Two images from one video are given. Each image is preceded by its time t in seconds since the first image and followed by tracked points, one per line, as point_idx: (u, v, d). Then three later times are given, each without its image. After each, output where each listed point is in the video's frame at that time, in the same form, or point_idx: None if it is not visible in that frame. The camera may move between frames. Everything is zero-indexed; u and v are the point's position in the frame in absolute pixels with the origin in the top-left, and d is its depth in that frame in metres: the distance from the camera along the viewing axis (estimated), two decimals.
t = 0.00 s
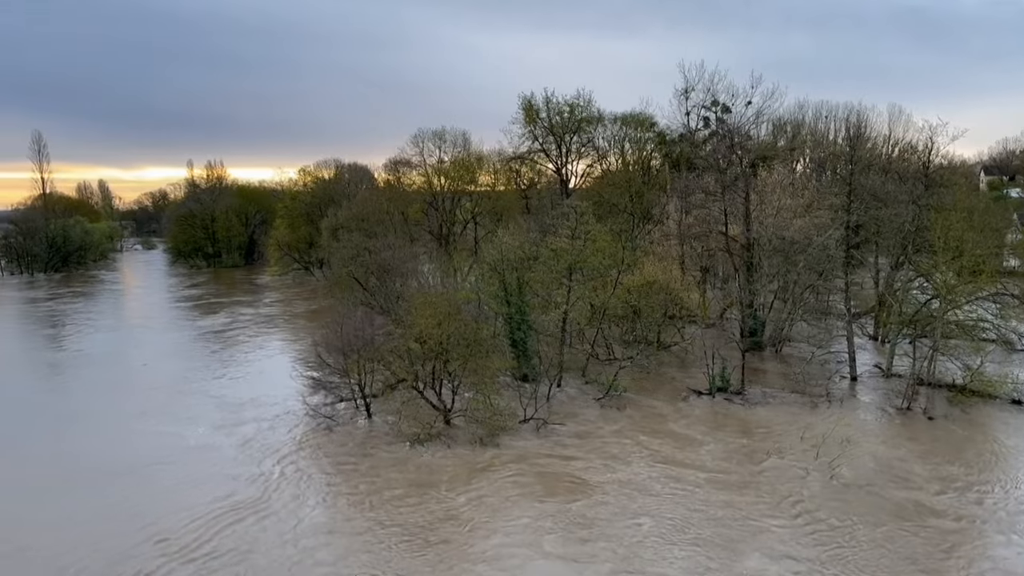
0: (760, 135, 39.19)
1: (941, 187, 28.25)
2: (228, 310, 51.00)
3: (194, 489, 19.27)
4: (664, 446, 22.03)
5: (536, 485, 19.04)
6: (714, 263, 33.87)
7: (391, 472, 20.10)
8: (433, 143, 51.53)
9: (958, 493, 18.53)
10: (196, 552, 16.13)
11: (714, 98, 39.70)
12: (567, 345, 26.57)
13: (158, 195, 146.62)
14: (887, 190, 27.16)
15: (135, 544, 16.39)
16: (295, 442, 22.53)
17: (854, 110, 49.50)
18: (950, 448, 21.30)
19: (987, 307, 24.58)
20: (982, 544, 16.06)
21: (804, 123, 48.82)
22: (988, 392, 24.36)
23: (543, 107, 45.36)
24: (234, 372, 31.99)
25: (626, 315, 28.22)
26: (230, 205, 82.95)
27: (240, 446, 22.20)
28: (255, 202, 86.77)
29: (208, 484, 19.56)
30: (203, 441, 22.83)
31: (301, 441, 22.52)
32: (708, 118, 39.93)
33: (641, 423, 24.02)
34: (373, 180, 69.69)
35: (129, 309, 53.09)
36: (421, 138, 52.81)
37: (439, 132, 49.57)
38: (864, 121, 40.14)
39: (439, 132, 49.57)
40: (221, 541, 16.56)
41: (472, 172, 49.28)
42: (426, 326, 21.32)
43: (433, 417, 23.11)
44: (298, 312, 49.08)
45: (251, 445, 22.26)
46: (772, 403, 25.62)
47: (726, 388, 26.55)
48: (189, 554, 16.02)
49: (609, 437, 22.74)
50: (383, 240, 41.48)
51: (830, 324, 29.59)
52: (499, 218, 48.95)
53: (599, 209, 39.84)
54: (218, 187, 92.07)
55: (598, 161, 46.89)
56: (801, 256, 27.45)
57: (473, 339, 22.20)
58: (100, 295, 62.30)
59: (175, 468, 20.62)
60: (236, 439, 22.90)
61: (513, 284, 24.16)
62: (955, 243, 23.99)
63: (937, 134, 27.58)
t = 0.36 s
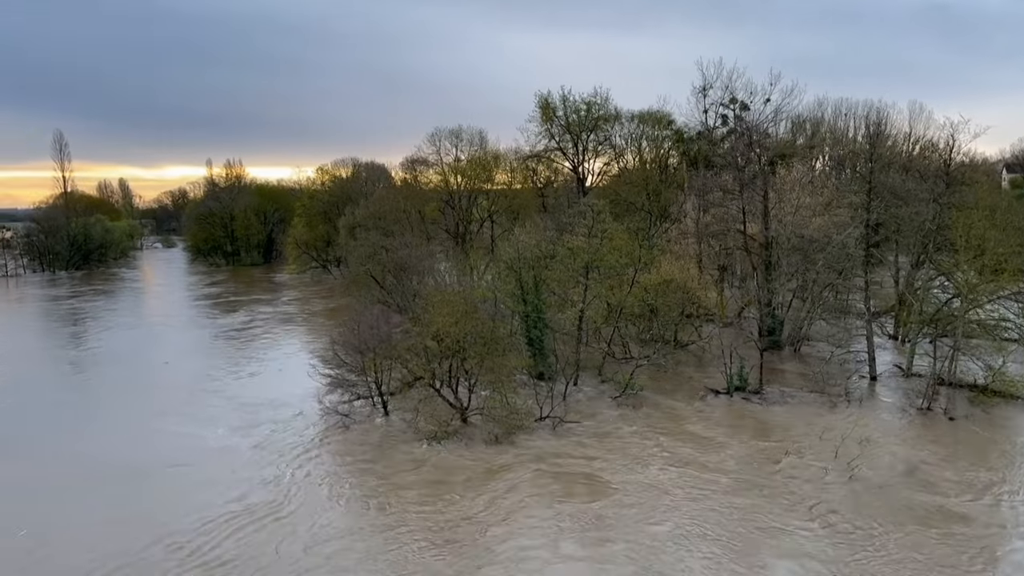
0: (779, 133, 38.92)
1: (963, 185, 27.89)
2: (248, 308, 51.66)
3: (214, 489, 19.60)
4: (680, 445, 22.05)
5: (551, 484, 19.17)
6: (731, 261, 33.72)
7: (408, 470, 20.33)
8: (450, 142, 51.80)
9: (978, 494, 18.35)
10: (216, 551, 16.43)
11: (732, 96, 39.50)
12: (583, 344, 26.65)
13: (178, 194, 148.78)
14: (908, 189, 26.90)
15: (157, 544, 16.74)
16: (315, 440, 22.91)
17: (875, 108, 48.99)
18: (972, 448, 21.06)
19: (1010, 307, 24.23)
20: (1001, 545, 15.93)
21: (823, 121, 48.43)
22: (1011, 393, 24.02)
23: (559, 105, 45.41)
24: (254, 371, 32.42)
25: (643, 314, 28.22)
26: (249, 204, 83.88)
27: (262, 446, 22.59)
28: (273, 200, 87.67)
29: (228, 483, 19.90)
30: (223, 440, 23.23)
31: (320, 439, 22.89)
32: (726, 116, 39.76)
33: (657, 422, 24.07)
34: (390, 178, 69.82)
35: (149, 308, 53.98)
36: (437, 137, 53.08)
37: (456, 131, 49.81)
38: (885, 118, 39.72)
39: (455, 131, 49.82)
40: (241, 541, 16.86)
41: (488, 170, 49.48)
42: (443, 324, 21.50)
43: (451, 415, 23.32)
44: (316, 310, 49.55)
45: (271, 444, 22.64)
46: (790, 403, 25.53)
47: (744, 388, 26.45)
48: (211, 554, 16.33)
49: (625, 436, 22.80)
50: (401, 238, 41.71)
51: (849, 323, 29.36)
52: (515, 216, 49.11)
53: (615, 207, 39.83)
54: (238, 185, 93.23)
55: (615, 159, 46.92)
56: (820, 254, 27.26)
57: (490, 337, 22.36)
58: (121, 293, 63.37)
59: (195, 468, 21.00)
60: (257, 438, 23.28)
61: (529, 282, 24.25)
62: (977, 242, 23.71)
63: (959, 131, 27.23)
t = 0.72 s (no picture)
0: (798, 130, 38.59)
1: (985, 183, 27.52)
2: (267, 306, 52.24)
3: (237, 487, 19.93)
4: (697, 445, 22.06)
5: (568, 484, 19.28)
6: (749, 259, 33.54)
7: (426, 469, 20.57)
8: (466, 140, 51.97)
9: (1000, 496, 18.18)
10: (242, 549, 16.73)
11: (750, 93, 39.24)
12: (599, 342, 26.68)
13: (196, 193, 150.57)
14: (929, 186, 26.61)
15: (184, 540, 17.07)
16: (334, 438, 23.23)
17: (897, 104, 48.45)
18: (994, 449, 20.83)
19: None
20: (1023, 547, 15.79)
21: (843, 118, 47.99)
22: None
23: (576, 103, 45.37)
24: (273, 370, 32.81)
25: (660, 313, 28.17)
26: (267, 202, 84.68)
27: (283, 444, 22.94)
28: (291, 199, 88.47)
29: (250, 481, 20.23)
30: (243, 439, 23.58)
31: (339, 437, 23.20)
32: (744, 113, 39.51)
33: (674, 421, 24.06)
34: (407, 175, 69.90)
35: (169, 305, 54.69)
36: (454, 135, 53.29)
37: (472, 129, 50.01)
38: (906, 116, 39.29)
39: (472, 129, 50.02)
40: (265, 538, 17.15)
41: (505, 168, 49.60)
42: (459, 322, 21.63)
43: (467, 413, 23.50)
44: (334, 308, 50.00)
45: (291, 442, 22.99)
46: (808, 402, 25.39)
47: (762, 387, 26.33)
48: (236, 551, 16.63)
49: (642, 436, 22.84)
50: (417, 236, 41.92)
51: (869, 322, 29.11)
52: (531, 215, 49.19)
53: (632, 205, 39.72)
54: (256, 184, 94.13)
55: (631, 157, 46.84)
56: (839, 253, 27.05)
57: (506, 336, 22.46)
58: (142, 291, 64.30)
59: (218, 466, 21.35)
60: (277, 436, 23.62)
61: (546, 280, 24.31)
62: (999, 240, 23.41)
63: (981, 128, 26.89)
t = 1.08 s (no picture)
0: (816, 128, 38.31)
1: (1007, 180, 27.19)
2: (285, 304, 52.81)
3: (257, 487, 20.27)
4: (712, 444, 22.11)
5: (584, 484, 19.45)
6: (766, 257, 33.36)
7: (444, 468, 20.84)
8: (482, 138, 52.16)
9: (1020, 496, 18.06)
10: (265, 547, 17.04)
11: (768, 90, 39.02)
12: (615, 340, 26.75)
13: (214, 191, 152.26)
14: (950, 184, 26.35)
15: (208, 540, 17.39)
16: (352, 436, 23.57)
17: (917, 101, 47.95)
18: (1015, 449, 20.66)
19: None
20: None
21: (861, 114, 47.59)
22: None
23: (592, 100, 45.34)
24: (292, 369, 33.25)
25: (676, 310, 28.18)
26: (284, 200, 85.44)
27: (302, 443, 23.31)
28: (308, 197, 89.26)
29: (270, 480, 20.61)
30: (262, 439, 23.94)
31: (358, 436, 23.54)
32: (762, 110, 39.30)
33: (690, 421, 24.11)
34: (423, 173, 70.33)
35: (188, 303, 55.39)
36: (469, 133, 53.49)
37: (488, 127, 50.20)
38: (926, 112, 38.87)
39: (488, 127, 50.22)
40: (288, 537, 17.47)
41: (520, 166, 49.69)
42: (474, 320, 21.75)
43: (483, 410, 23.70)
44: (351, 306, 50.44)
45: (310, 442, 23.38)
46: (826, 401, 25.29)
47: (779, 385, 26.23)
48: (258, 548, 17.01)
49: (657, 435, 22.92)
50: (433, 234, 42.22)
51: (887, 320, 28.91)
52: (547, 212, 49.25)
53: (648, 202, 39.49)
54: (273, 182, 95.04)
55: (648, 154, 46.76)
56: (857, 251, 26.87)
57: (521, 333, 22.60)
58: (161, 289, 65.20)
59: (238, 466, 21.69)
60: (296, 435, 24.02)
61: (561, 278, 24.39)
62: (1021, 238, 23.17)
63: (1003, 125, 26.60)
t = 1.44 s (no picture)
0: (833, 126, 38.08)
1: None
2: (300, 302, 53.33)
3: (277, 486, 20.60)
4: (727, 444, 22.19)
5: (599, 484, 19.61)
6: (782, 255, 33.20)
7: (459, 466, 21.09)
8: (496, 136, 52.32)
9: None
10: (287, 546, 17.34)
11: (784, 87, 38.87)
12: (629, 339, 26.83)
13: (230, 189, 153.78)
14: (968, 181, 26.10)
15: (229, 540, 17.65)
16: (369, 434, 23.88)
17: (935, 98, 47.55)
18: None
19: None
20: None
21: (878, 112, 47.24)
22: None
23: (606, 98, 45.34)
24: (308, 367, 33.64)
25: (690, 308, 28.23)
26: (299, 198, 86.11)
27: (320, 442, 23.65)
28: (322, 194, 89.15)
29: (289, 479, 20.97)
30: (279, 438, 24.26)
31: (375, 434, 23.84)
32: (778, 108, 39.16)
33: (704, 420, 24.18)
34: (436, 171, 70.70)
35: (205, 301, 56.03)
36: (483, 131, 53.67)
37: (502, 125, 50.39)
38: (944, 109, 38.55)
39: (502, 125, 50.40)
40: (309, 537, 17.72)
41: (534, 164, 49.78)
42: (488, 318, 21.94)
43: (496, 408, 23.89)
44: (366, 304, 50.82)
45: (327, 441, 23.69)
46: (842, 400, 25.23)
47: (794, 384, 26.18)
48: (278, 546, 17.35)
49: (671, 434, 23.02)
50: (447, 231, 42.48)
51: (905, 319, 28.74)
52: (561, 211, 49.27)
53: (662, 200, 38.90)
54: (288, 180, 95.83)
55: (662, 152, 46.74)
56: (873, 249, 26.73)
57: (535, 331, 22.76)
58: (178, 286, 66.03)
59: (256, 466, 22.02)
60: (313, 434, 24.37)
61: (575, 277, 24.45)
62: None
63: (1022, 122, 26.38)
